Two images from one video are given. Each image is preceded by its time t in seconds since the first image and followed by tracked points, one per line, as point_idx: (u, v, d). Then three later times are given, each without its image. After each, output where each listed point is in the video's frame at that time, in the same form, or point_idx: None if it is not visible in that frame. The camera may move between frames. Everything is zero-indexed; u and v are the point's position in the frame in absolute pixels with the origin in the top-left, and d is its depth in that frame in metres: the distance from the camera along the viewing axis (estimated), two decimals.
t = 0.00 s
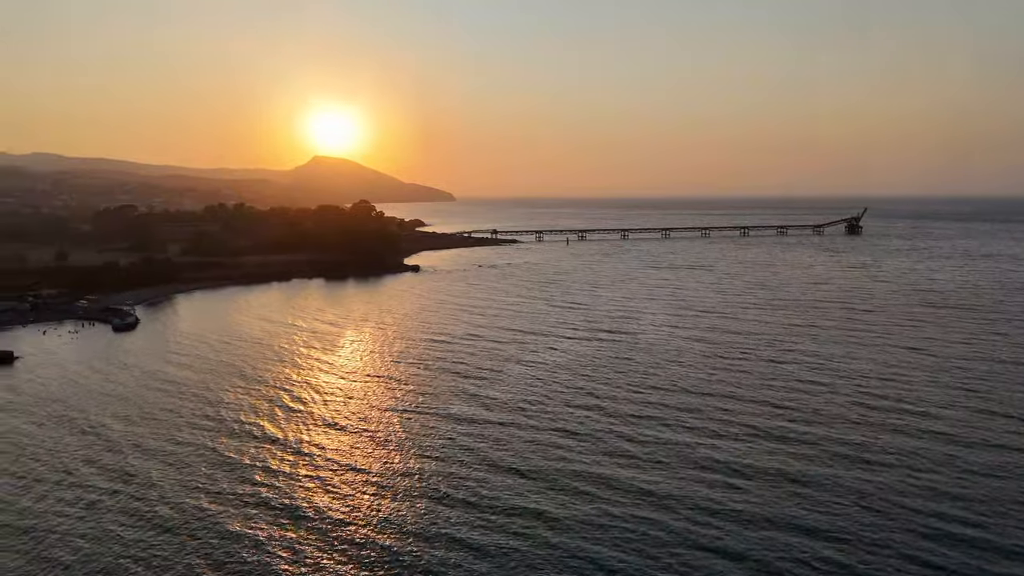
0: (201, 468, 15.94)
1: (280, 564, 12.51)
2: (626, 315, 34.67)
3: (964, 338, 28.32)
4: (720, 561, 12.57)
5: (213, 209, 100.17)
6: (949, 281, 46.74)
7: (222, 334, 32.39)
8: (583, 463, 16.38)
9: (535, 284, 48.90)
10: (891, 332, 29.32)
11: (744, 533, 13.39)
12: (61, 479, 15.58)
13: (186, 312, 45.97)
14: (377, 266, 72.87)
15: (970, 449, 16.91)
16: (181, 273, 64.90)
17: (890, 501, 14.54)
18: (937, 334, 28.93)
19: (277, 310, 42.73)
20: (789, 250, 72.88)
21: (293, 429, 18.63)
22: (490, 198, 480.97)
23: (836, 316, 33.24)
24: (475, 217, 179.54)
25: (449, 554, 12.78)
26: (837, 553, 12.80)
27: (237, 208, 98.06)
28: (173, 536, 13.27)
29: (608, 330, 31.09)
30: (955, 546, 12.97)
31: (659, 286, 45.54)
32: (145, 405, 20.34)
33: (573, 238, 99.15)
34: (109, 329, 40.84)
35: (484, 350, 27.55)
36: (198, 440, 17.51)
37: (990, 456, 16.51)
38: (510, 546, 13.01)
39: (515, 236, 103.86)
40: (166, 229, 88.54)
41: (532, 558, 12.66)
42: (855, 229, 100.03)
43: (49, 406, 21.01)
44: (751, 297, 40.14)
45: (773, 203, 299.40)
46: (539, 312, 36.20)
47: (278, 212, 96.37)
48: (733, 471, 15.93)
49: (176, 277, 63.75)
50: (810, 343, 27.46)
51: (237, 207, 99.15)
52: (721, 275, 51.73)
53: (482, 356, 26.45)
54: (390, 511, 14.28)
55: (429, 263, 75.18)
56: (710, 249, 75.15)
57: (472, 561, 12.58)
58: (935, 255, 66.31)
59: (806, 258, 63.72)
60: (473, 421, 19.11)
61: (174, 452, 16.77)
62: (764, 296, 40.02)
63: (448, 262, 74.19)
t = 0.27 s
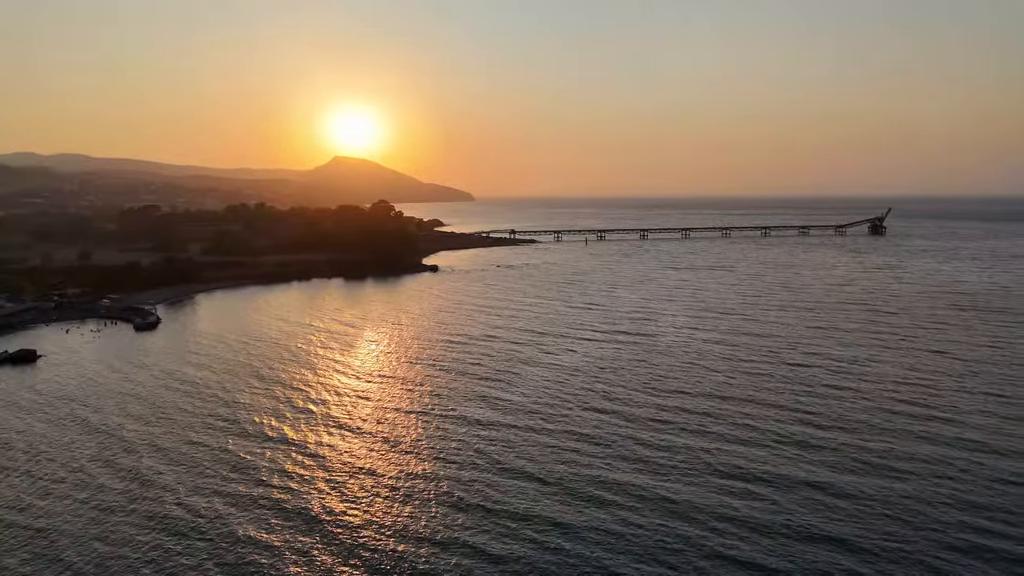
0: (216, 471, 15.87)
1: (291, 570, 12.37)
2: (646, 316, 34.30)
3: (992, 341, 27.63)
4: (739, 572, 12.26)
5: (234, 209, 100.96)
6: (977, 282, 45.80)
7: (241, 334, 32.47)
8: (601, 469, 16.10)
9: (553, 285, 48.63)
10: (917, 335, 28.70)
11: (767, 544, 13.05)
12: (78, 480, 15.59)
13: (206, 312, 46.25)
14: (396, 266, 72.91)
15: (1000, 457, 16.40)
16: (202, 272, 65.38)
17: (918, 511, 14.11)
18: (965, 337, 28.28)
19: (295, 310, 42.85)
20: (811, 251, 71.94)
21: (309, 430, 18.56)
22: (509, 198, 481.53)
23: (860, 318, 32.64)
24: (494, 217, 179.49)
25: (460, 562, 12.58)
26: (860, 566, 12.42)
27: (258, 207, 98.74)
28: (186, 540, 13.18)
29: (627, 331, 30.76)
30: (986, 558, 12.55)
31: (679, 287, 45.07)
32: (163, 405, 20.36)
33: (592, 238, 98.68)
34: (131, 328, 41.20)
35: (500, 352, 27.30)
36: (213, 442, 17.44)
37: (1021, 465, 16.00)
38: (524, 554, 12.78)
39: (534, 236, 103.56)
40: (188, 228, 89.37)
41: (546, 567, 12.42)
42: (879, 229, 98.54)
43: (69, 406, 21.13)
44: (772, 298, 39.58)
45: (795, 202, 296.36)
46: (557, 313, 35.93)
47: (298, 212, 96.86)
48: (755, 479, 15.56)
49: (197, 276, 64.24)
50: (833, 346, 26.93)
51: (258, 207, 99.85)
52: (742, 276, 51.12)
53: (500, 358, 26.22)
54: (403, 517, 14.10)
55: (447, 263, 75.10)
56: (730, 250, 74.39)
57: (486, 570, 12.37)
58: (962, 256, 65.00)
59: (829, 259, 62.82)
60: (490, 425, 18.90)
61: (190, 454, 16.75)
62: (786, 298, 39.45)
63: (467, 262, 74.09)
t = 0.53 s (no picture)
0: (234, 473, 15.84)
1: None
2: (668, 318, 33.91)
3: None
4: None
5: (258, 208, 101.78)
6: (1009, 285, 44.73)
7: (263, 334, 32.60)
8: (623, 476, 15.82)
9: (574, 285, 48.33)
10: (947, 339, 28.02)
11: (794, 556, 12.71)
12: (98, 481, 15.64)
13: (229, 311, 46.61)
14: (417, 266, 72.98)
15: None
16: (225, 272, 65.94)
17: (951, 523, 13.68)
18: (997, 341, 27.55)
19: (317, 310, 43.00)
20: (837, 252, 70.83)
21: (327, 433, 18.49)
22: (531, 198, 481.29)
23: (888, 321, 31.98)
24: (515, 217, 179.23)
25: (476, 570, 12.41)
26: None
27: (282, 207, 99.47)
28: (204, 544, 13.13)
29: (649, 333, 30.41)
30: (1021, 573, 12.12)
31: (702, 288, 44.55)
32: (184, 406, 20.42)
33: (614, 238, 98.11)
34: (156, 327, 41.61)
35: (521, 353, 27.11)
36: (232, 444, 17.43)
37: None
38: (542, 564, 12.57)
39: (555, 236, 103.24)
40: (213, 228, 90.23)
41: None
42: (907, 230, 96.84)
43: (92, 405, 21.28)
44: (797, 300, 38.97)
45: (820, 203, 292.64)
46: (578, 314, 35.66)
47: (321, 212, 97.38)
48: (781, 488, 15.20)
49: (220, 275, 64.80)
50: (861, 350, 26.37)
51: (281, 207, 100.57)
52: (766, 277, 50.43)
53: (521, 360, 26.03)
54: (421, 524, 13.94)
55: (468, 263, 75.04)
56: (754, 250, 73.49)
57: None
58: (993, 257, 63.58)
59: (855, 260, 61.75)
60: (510, 429, 18.70)
61: (209, 456, 16.74)
62: (811, 300, 38.82)
63: (488, 262, 73.96)
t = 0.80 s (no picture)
0: (249, 476, 15.79)
1: None
2: (687, 319, 33.55)
3: None
4: None
5: (278, 207, 102.47)
6: None
7: (282, 334, 32.65)
8: (640, 483, 15.56)
9: (593, 286, 48.04)
10: (974, 343, 27.42)
11: (815, 568, 12.42)
12: (114, 483, 15.66)
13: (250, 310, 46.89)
14: (435, 266, 72.97)
15: None
16: (245, 271, 66.36)
17: (981, 535, 13.30)
18: None
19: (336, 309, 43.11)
20: (860, 253, 69.83)
21: (342, 435, 18.39)
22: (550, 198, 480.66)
23: (912, 324, 31.40)
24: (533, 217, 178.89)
25: None
26: None
27: (301, 207, 100.00)
28: (217, 549, 13.07)
29: (667, 334, 30.09)
30: None
31: (721, 289, 44.08)
32: (200, 407, 20.44)
33: (633, 238, 97.57)
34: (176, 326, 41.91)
35: (539, 355, 26.90)
36: (247, 446, 17.39)
37: None
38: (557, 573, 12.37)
39: (574, 236, 102.88)
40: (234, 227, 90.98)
41: None
42: (933, 230, 95.30)
43: (111, 405, 21.39)
44: (819, 301, 38.41)
45: (843, 203, 289.26)
46: (596, 315, 35.42)
47: (340, 211, 97.82)
48: (804, 496, 14.86)
49: (241, 274, 65.23)
50: (885, 353, 25.88)
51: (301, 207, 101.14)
52: (787, 278, 49.84)
53: (538, 362, 25.81)
54: (435, 531, 13.78)
55: (486, 263, 74.94)
56: (775, 251, 72.71)
57: None
58: (1022, 258, 62.31)
59: (879, 261, 60.83)
60: (527, 433, 18.49)
61: (224, 458, 16.71)
62: (833, 301, 38.24)
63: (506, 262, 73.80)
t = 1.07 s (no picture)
0: (263, 479, 15.75)
1: None
2: (707, 321, 33.16)
3: None
4: None
5: (298, 207, 103.08)
6: None
7: (299, 335, 32.67)
8: (658, 490, 15.30)
9: (612, 287, 47.69)
10: (1002, 347, 26.78)
11: None
12: (129, 484, 15.69)
13: (269, 310, 47.11)
14: (453, 266, 72.92)
15: None
16: (265, 271, 66.78)
17: (1012, 548, 12.90)
18: None
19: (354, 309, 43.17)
20: (884, 254, 68.74)
21: (357, 438, 18.31)
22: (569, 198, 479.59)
23: (939, 327, 30.76)
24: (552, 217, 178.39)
25: None
26: None
27: (321, 207, 100.44)
28: (230, 552, 13.03)
29: (687, 337, 29.74)
30: None
31: (742, 291, 43.56)
32: (217, 409, 20.46)
33: (653, 238, 96.91)
34: (196, 325, 42.16)
35: (557, 357, 26.65)
36: (262, 449, 17.36)
37: None
38: None
39: (593, 236, 102.41)
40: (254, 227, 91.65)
41: None
42: (959, 231, 93.66)
43: (129, 406, 21.50)
44: (843, 303, 37.80)
45: (867, 203, 285.59)
46: (615, 316, 35.13)
47: (360, 211, 98.19)
48: (827, 506, 14.51)
49: (260, 274, 65.63)
50: (911, 357, 25.35)
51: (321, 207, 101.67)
52: (809, 279, 49.14)
53: (555, 365, 25.57)
54: (449, 537, 13.61)
55: (505, 263, 74.75)
56: (796, 252, 71.80)
57: None
58: None
59: (904, 262, 59.81)
60: (543, 437, 18.29)
61: (239, 461, 16.69)
62: (857, 303, 37.61)
63: (525, 262, 73.59)
